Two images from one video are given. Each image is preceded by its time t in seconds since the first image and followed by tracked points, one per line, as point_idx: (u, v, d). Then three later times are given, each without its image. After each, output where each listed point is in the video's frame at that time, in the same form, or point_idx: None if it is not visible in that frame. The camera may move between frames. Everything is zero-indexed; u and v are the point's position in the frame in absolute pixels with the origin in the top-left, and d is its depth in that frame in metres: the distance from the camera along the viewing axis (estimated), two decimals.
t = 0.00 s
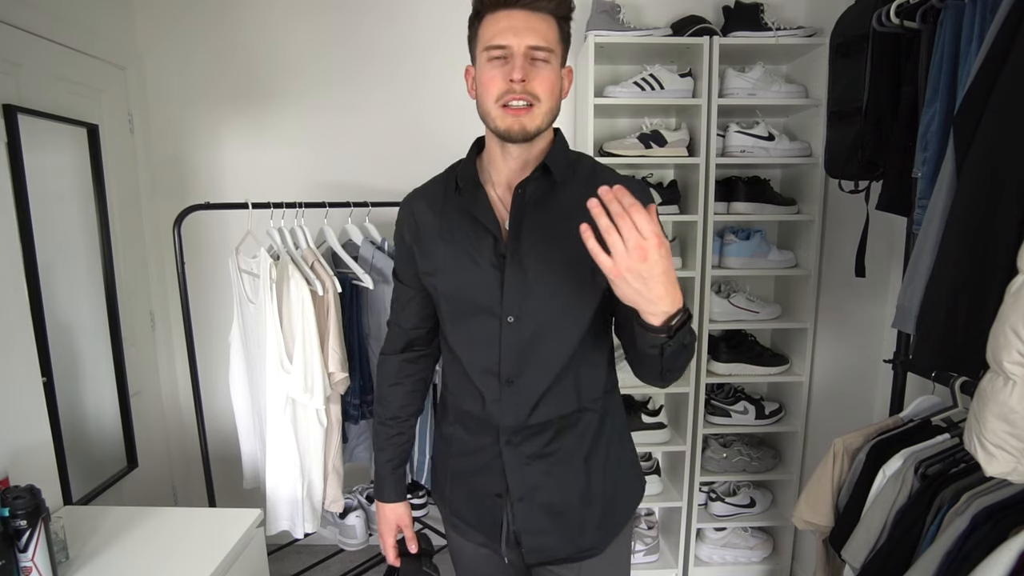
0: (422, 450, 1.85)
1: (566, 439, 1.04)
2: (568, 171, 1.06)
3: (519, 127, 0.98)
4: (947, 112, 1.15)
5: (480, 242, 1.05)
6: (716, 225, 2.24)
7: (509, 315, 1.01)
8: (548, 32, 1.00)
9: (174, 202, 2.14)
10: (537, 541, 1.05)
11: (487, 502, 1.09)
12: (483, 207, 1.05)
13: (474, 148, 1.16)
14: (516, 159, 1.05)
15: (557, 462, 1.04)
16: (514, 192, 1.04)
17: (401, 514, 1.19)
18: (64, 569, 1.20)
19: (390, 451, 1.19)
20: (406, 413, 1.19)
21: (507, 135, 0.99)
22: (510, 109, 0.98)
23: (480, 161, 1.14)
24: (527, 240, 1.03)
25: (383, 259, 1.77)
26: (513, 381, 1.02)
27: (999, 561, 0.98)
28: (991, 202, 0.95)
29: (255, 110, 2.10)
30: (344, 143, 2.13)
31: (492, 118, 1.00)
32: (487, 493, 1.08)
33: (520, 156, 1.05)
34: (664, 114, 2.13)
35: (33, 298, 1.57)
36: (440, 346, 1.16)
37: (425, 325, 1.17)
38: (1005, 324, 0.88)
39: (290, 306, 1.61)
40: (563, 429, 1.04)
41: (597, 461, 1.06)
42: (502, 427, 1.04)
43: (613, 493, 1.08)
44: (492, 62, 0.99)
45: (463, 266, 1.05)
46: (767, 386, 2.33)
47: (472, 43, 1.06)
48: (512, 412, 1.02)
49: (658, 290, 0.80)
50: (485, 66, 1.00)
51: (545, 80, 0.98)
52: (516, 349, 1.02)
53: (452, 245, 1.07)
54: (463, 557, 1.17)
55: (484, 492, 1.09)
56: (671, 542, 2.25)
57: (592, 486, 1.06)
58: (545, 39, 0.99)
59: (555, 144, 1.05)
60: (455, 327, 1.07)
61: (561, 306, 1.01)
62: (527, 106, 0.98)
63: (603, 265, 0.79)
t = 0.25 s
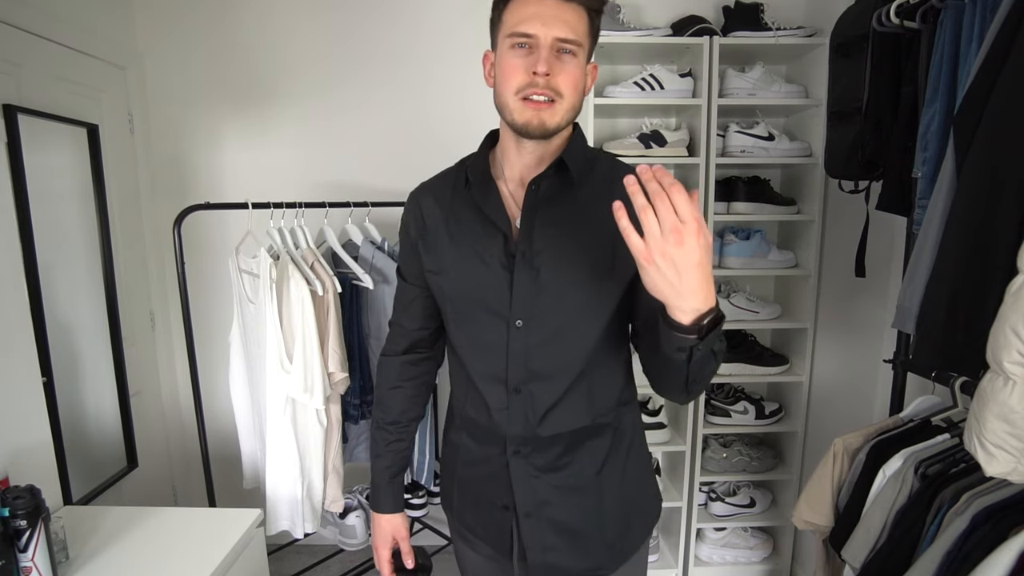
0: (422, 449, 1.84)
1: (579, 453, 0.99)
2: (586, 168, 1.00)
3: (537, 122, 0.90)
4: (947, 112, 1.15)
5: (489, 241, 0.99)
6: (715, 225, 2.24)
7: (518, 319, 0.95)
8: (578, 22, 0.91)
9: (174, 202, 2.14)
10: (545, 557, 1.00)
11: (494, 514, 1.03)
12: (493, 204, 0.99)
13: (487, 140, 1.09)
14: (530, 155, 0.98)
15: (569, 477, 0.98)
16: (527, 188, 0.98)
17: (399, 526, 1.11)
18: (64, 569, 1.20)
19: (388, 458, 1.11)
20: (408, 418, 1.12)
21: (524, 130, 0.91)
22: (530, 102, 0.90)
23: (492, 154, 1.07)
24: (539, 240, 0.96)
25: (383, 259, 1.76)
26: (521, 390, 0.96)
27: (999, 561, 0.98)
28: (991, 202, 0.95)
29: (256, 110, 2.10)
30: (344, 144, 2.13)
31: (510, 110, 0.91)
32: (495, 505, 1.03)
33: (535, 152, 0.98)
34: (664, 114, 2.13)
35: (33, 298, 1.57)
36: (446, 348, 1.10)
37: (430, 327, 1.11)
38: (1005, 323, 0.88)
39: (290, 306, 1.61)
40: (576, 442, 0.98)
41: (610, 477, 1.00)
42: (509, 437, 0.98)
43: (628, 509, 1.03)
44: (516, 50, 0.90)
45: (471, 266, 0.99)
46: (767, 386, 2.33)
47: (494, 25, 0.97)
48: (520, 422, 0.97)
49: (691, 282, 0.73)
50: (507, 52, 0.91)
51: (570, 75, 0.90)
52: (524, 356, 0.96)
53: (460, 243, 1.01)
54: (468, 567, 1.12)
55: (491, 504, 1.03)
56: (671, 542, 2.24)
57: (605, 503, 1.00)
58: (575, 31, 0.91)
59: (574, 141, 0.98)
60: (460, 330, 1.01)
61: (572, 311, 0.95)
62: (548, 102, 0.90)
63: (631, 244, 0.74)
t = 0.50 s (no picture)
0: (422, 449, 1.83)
1: (588, 468, 0.92)
2: (601, 166, 0.93)
3: (559, 129, 0.85)
4: (947, 112, 1.15)
5: (497, 243, 0.92)
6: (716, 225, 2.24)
7: (524, 326, 0.90)
8: (598, 18, 0.85)
9: (174, 202, 2.14)
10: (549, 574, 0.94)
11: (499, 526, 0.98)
12: (501, 204, 0.93)
13: (498, 137, 1.03)
14: (543, 155, 0.94)
15: (577, 493, 0.92)
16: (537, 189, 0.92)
17: (402, 537, 1.07)
18: (64, 569, 1.20)
19: (395, 464, 1.07)
20: (416, 424, 1.08)
21: (545, 138, 0.86)
22: (550, 109, 0.85)
23: (502, 152, 1.02)
24: (549, 241, 0.89)
25: (383, 259, 1.76)
26: (526, 400, 0.91)
27: (999, 561, 0.98)
28: (991, 201, 0.95)
29: (256, 110, 2.10)
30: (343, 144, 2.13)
31: (528, 116, 0.86)
32: (500, 516, 0.97)
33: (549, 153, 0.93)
34: (664, 114, 2.13)
35: (33, 298, 1.57)
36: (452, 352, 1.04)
37: (440, 329, 1.07)
38: (1005, 323, 0.88)
39: (290, 306, 1.61)
40: (584, 454, 0.92)
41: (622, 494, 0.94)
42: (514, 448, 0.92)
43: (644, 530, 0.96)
44: (532, 49, 0.84)
45: (477, 268, 0.93)
46: (767, 386, 2.33)
47: (503, 17, 0.90)
48: (525, 433, 0.91)
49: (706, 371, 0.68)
50: (523, 51, 0.85)
51: (591, 75, 0.84)
52: (530, 365, 0.90)
53: (465, 244, 0.95)
54: None
55: (496, 516, 0.98)
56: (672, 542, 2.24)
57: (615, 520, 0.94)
58: (594, 26, 0.84)
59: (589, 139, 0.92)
60: (466, 336, 0.96)
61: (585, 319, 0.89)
62: (570, 108, 0.85)
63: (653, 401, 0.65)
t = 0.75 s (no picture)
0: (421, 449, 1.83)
1: (590, 480, 0.88)
2: (614, 164, 0.86)
3: (566, 130, 0.79)
4: (947, 112, 1.15)
5: (501, 246, 0.88)
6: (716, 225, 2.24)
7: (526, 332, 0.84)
8: (598, 3, 0.78)
9: (174, 202, 2.14)
10: None
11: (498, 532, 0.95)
12: (506, 207, 0.90)
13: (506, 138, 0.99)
14: (551, 156, 0.87)
15: (577, 504, 0.88)
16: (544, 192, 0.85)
17: (413, 529, 1.05)
18: (64, 569, 1.20)
19: (408, 458, 1.06)
20: (427, 421, 1.06)
21: (552, 141, 0.80)
22: (555, 109, 0.78)
23: (512, 154, 0.98)
24: (553, 244, 0.83)
25: (383, 260, 1.75)
26: (527, 407, 0.87)
27: (999, 561, 0.98)
28: (991, 201, 0.95)
29: (256, 110, 2.10)
30: (343, 144, 2.13)
31: (532, 118, 0.80)
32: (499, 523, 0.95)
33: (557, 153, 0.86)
34: (664, 114, 2.13)
35: (33, 298, 1.57)
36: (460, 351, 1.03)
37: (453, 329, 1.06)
38: (1005, 323, 0.88)
39: (290, 306, 1.61)
40: (585, 465, 0.88)
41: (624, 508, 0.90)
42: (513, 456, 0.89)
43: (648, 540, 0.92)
44: (529, 47, 0.78)
45: (481, 271, 0.90)
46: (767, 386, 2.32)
47: (496, 13, 0.84)
48: (524, 441, 0.88)
49: (628, 410, 0.66)
50: (519, 50, 0.79)
51: (596, 68, 0.78)
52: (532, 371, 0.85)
53: (471, 245, 0.92)
54: None
55: (495, 522, 0.95)
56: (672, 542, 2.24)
57: (615, 535, 0.90)
58: (595, 14, 0.78)
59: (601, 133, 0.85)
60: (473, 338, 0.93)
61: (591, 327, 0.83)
62: (576, 107, 0.78)
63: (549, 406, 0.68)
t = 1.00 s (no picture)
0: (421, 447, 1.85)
1: (588, 490, 0.87)
2: (616, 163, 0.83)
3: (561, 123, 0.78)
4: (947, 112, 1.15)
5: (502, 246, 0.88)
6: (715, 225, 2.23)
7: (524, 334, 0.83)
8: None
9: (174, 202, 2.14)
10: None
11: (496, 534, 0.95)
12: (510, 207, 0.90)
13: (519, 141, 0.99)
14: (552, 152, 0.86)
15: (574, 511, 0.87)
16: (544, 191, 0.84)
17: (440, 514, 1.06)
18: (64, 569, 1.20)
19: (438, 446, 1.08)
20: (455, 414, 1.07)
21: (548, 136, 0.79)
22: (549, 103, 0.77)
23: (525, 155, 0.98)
24: (549, 245, 0.81)
25: (383, 260, 1.75)
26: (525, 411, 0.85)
27: (999, 561, 0.98)
28: (991, 201, 0.95)
29: (255, 110, 2.10)
30: (343, 143, 2.13)
31: (527, 115, 0.80)
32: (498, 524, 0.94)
33: (559, 148, 0.85)
34: (664, 114, 2.13)
35: (33, 299, 1.57)
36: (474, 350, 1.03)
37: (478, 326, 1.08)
38: (1005, 323, 0.88)
39: (289, 306, 1.61)
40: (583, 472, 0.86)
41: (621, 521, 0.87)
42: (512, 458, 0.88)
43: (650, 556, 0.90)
44: (519, 43, 0.78)
45: (485, 272, 0.89)
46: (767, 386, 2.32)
47: (490, 15, 0.85)
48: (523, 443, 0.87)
49: (572, 444, 0.65)
50: (510, 48, 0.79)
51: (588, 58, 0.76)
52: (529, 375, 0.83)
53: (478, 247, 0.92)
54: None
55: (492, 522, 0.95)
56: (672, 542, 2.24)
57: (611, 550, 0.88)
58: (586, 2, 0.76)
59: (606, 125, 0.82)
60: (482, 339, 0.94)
61: (591, 332, 0.79)
62: (570, 100, 0.77)
63: (500, 460, 0.68)
